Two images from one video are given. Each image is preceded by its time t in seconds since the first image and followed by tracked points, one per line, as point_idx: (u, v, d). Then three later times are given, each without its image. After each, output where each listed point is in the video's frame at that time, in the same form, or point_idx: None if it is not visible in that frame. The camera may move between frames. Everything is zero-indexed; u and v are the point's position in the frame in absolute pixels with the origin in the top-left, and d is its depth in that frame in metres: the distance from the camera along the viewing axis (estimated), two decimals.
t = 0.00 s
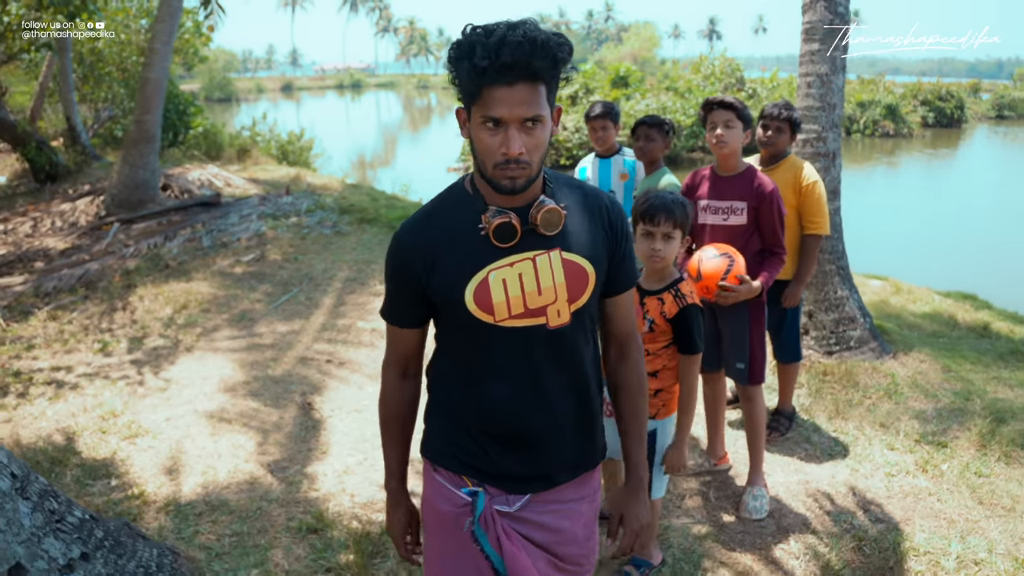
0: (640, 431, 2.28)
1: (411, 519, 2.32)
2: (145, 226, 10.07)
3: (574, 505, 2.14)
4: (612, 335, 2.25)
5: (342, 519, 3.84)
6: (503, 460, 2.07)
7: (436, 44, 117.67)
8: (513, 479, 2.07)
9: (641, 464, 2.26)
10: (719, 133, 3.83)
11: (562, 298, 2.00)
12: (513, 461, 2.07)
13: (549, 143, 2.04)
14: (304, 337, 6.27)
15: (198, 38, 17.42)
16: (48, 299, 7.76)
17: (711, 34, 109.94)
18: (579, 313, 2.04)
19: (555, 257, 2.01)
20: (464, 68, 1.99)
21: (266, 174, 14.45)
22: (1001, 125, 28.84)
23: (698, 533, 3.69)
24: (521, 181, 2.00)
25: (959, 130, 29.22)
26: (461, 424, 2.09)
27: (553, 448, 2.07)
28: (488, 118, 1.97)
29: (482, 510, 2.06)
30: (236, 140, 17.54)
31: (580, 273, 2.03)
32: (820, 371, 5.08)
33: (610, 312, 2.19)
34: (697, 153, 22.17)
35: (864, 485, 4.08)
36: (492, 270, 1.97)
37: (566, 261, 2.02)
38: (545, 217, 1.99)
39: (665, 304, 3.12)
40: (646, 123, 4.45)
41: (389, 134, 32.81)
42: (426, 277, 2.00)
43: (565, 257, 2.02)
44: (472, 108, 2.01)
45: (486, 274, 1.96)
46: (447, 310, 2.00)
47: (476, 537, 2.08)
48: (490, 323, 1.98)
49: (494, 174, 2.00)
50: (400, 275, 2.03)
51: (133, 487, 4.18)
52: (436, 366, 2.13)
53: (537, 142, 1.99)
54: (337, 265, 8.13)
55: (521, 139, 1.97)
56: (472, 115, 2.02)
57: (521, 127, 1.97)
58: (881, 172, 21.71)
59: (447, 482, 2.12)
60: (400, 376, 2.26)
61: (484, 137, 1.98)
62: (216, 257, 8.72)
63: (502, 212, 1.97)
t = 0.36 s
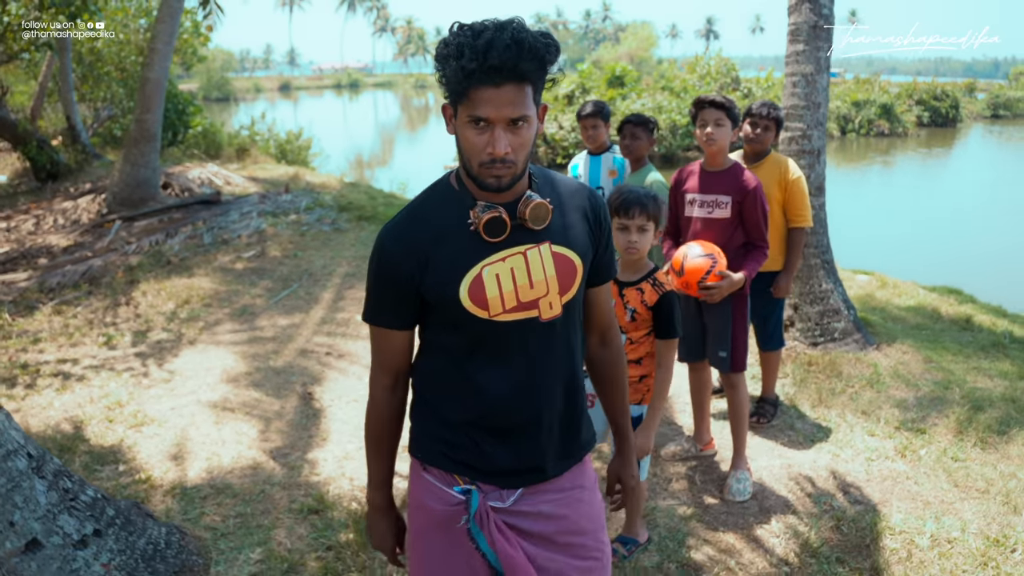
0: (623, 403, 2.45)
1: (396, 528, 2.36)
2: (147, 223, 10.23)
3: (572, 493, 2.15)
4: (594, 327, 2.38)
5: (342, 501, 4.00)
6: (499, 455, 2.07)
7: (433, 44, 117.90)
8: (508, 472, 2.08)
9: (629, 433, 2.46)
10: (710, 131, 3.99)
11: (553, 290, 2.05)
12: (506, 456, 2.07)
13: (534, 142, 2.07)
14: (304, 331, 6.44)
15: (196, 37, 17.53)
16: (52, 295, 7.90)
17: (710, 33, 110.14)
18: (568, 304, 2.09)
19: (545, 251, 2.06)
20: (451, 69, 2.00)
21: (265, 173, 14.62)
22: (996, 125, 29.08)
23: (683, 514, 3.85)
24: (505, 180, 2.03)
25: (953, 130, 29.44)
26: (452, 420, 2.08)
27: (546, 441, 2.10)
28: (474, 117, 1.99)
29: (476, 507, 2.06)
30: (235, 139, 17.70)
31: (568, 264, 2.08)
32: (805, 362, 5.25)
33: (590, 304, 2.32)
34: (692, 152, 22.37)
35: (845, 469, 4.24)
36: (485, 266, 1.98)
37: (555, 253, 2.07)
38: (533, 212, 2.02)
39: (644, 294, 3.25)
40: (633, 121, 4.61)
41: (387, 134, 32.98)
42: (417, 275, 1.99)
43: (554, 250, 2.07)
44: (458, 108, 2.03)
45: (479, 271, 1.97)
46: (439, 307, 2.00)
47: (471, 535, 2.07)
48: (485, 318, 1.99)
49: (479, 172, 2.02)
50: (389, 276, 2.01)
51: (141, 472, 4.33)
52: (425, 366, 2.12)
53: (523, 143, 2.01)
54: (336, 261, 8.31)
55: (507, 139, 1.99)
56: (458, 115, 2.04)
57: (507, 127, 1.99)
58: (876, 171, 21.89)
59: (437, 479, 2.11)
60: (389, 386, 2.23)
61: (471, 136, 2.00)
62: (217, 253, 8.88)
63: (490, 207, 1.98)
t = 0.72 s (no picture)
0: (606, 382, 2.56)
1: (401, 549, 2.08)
2: (149, 221, 10.37)
3: (563, 476, 2.14)
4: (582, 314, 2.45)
5: (342, 486, 4.15)
6: (490, 449, 2.04)
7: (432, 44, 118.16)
8: (496, 464, 2.06)
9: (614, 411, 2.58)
10: (702, 128, 4.10)
11: (544, 282, 2.05)
12: (496, 450, 2.05)
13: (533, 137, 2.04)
14: (305, 325, 6.61)
15: (196, 37, 17.65)
16: (57, 291, 8.04)
17: (708, 34, 110.37)
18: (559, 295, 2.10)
19: (537, 244, 2.06)
20: (456, 63, 1.96)
21: (266, 172, 14.78)
22: (992, 125, 29.29)
23: (672, 497, 3.99)
24: (504, 173, 2.00)
25: (950, 130, 29.63)
26: (442, 412, 2.04)
27: (535, 436, 2.09)
28: (475, 110, 1.96)
29: (461, 498, 2.03)
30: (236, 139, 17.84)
31: (558, 257, 2.09)
32: (793, 354, 5.40)
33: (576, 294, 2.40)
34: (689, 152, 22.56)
35: (829, 455, 4.38)
36: (479, 256, 1.95)
37: (547, 246, 2.07)
38: (528, 206, 2.01)
39: (623, 283, 3.39)
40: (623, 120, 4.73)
41: (387, 134, 33.15)
42: (410, 263, 1.93)
43: (545, 242, 2.08)
44: (459, 100, 1.99)
45: (472, 261, 1.95)
46: (431, 296, 1.95)
47: (459, 526, 2.05)
48: (475, 308, 1.95)
49: (479, 165, 1.99)
50: (383, 266, 1.94)
51: (148, 459, 4.47)
52: (418, 358, 2.07)
53: (523, 138, 1.98)
54: (336, 258, 8.47)
55: (508, 133, 1.96)
56: (459, 107, 2.00)
57: (508, 121, 1.96)
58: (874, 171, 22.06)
59: (429, 474, 2.08)
60: (382, 383, 2.09)
61: (471, 129, 1.97)
62: (219, 251, 9.03)
63: (486, 198, 1.96)
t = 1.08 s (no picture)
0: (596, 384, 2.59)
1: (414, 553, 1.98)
2: (153, 219, 10.50)
3: (556, 479, 2.17)
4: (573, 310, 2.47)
5: (344, 470, 4.30)
6: (487, 445, 2.06)
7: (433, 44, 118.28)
8: (491, 463, 2.08)
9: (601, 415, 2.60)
10: (694, 124, 4.23)
11: (542, 282, 2.07)
12: (492, 447, 2.07)
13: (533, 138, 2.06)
14: (307, 319, 6.75)
15: (198, 37, 17.77)
16: (63, 286, 8.16)
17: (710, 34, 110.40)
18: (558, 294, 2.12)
19: (537, 243, 2.08)
20: (457, 62, 1.98)
21: (268, 171, 14.91)
22: (991, 124, 29.43)
23: (662, 481, 4.13)
24: (502, 174, 2.02)
25: (949, 129, 29.77)
26: (441, 410, 2.04)
27: (534, 433, 2.10)
28: (474, 110, 1.98)
29: (455, 495, 2.08)
30: (238, 139, 17.96)
31: (557, 256, 2.12)
32: (783, 345, 5.54)
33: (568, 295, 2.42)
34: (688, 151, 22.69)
35: (816, 441, 4.52)
36: (479, 253, 1.95)
37: (546, 246, 2.10)
38: (527, 207, 2.03)
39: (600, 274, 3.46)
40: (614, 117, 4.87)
41: (388, 134, 33.27)
42: (412, 258, 1.91)
43: (545, 242, 2.10)
44: (462, 99, 2.01)
45: (472, 257, 1.94)
46: (430, 292, 1.94)
47: (452, 520, 2.11)
48: (474, 305, 1.96)
49: (476, 164, 2.01)
50: (384, 262, 1.91)
51: (155, 446, 4.61)
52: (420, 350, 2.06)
53: (522, 139, 2.00)
54: (338, 254, 8.62)
55: (506, 134, 1.98)
56: (462, 106, 2.02)
57: (506, 123, 1.98)
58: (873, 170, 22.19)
59: (426, 471, 2.14)
60: (379, 377, 2.02)
61: (470, 128, 1.99)
62: (222, 247, 9.17)
63: (487, 195, 1.97)
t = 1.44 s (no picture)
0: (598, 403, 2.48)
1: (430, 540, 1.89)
2: (156, 217, 10.64)
3: (557, 496, 2.11)
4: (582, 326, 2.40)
5: (346, 455, 4.45)
6: (491, 454, 2.02)
7: (433, 46, 118.50)
8: (494, 474, 2.04)
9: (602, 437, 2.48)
10: (688, 120, 4.36)
11: (552, 292, 2.02)
12: (496, 456, 2.02)
13: (544, 145, 2.03)
14: (309, 313, 6.90)
15: (200, 37, 17.90)
16: (69, 282, 8.31)
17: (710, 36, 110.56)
18: (568, 306, 2.08)
19: (548, 253, 2.04)
20: (464, 69, 1.97)
21: (270, 170, 15.06)
22: (990, 125, 29.61)
23: (653, 466, 4.28)
24: (509, 182, 2.00)
25: (946, 130, 29.96)
26: (447, 416, 2.00)
27: (538, 444, 2.06)
28: (483, 116, 1.96)
29: (454, 505, 2.05)
30: (240, 138, 18.10)
31: (567, 268, 2.07)
32: (774, 338, 5.69)
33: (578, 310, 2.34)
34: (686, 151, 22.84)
35: (803, 429, 4.66)
36: (489, 260, 1.92)
37: (557, 257, 2.05)
38: (538, 217, 2.00)
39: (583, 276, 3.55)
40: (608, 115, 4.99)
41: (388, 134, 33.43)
42: (422, 258, 1.87)
43: (556, 253, 2.06)
44: (472, 106, 2.00)
45: (482, 264, 1.91)
46: (439, 297, 1.90)
47: (447, 530, 2.07)
48: (483, 312, 1.91)
49: (484, 170, 2.00)
50: (396, 262, 1.87)
51: (162, 433, 4.74)
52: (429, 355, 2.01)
53: (529, 147, 1.98)
54: (339, 251, 8.76)
55: (512, 142, 1.96)
56: (471, 113, 2.01)
57: (513, 130, 1.95)
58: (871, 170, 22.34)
59: (427, 478, 2.09)
60: (389, 380, 1.96)
61: (479, 135, 1.97)
62: (225, 244, 9.32)
63: (498, 202, 1.94)
